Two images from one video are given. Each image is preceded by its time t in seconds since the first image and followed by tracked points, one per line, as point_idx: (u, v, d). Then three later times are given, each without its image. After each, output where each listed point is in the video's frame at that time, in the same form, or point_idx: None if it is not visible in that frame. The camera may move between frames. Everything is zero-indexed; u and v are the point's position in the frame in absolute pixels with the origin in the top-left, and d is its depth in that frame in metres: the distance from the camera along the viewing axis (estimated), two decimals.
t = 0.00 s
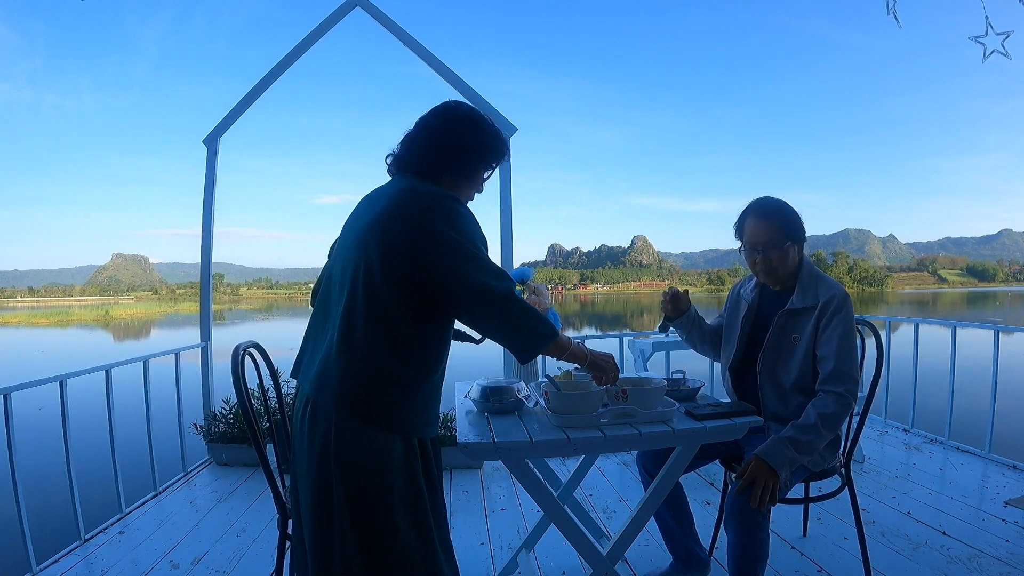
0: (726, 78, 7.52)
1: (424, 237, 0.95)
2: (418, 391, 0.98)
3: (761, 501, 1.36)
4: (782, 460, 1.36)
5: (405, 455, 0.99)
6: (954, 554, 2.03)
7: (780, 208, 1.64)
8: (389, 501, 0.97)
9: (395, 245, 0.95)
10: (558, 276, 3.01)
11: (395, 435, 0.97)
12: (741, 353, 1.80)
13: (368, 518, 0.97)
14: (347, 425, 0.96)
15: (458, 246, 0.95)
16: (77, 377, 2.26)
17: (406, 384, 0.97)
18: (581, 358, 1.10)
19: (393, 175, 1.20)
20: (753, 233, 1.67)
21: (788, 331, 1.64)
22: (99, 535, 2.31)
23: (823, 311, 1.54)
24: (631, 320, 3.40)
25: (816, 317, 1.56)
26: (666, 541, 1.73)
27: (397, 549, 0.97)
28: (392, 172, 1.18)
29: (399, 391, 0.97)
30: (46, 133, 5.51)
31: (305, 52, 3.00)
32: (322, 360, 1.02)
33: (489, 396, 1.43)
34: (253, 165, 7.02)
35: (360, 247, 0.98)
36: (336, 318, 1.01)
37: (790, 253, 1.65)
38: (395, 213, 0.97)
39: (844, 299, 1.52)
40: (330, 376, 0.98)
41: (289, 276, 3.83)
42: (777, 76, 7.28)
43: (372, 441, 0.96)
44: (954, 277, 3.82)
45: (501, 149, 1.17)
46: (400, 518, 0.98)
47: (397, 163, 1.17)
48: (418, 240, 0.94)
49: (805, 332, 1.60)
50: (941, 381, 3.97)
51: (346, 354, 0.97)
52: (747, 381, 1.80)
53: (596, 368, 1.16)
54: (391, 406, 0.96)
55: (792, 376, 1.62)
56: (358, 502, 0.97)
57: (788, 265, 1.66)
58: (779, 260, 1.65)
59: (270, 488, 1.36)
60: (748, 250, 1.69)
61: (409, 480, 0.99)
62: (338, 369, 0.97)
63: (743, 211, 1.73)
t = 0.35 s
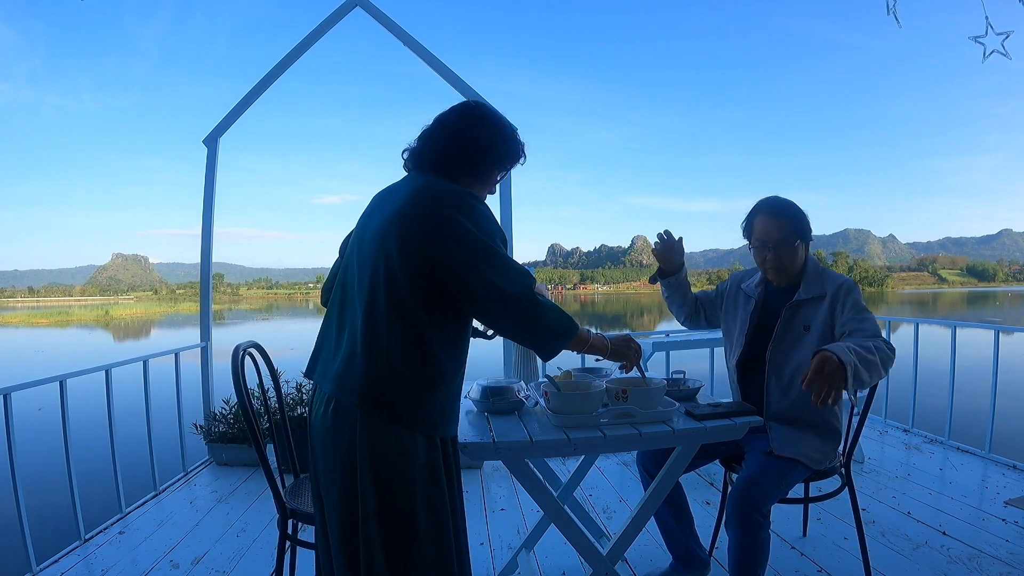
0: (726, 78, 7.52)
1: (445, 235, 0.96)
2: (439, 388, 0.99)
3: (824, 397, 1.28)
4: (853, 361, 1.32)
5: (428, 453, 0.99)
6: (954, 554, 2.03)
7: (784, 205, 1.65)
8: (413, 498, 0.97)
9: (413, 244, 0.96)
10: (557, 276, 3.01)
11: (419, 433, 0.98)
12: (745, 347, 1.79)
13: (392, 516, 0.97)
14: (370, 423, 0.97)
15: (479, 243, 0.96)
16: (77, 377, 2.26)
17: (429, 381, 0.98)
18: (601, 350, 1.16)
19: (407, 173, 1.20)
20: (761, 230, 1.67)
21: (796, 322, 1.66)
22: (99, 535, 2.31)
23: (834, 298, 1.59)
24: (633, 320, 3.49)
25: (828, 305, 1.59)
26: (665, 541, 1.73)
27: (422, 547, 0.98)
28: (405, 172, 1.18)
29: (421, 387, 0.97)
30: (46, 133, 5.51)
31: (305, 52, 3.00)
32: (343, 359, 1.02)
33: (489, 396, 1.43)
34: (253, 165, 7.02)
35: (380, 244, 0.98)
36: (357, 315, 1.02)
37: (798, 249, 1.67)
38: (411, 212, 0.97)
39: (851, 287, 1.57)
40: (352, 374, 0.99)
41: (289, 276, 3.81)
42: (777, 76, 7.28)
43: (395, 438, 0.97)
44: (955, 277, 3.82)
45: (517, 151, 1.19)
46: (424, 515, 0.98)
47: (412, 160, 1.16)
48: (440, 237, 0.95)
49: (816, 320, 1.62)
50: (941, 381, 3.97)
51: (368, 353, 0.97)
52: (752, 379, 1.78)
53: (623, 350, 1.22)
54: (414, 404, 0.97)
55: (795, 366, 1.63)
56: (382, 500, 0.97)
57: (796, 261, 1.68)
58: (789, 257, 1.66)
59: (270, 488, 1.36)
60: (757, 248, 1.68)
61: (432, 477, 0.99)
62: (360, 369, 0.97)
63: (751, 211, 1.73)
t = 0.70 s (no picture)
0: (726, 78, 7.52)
1: (453, 234, 0.95)
2: (446, 389, 0.99)
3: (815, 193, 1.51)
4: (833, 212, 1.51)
5: (435, 453, 0.99)
6: (954, 554, 2.03)
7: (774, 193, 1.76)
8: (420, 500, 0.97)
9: (421, 243, 0.96)
10: (558, 275, 2.98)
11: (427, 433, 0.98)
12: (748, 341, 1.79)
13: (399, 517, 0.97)
14: (378, 423, 0.97)
15: (488, 241, 0.96)
16: (77, 377, 2.27)
17: (437, 381, 0.98)
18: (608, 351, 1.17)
19: (416, 171, 1.21)
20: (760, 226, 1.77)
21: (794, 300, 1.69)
22: (99, 535, 2.31)
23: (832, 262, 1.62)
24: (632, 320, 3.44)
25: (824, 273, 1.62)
26: (665, 541, 1.73)
27: (429, 547, 0.98)
28: (413, 173, 1.19)
29: (430, 387, 0.97)
30: (46, 133, 5.52)
31: (305, 52, 3.00)
32: (351, 358, 1.03)
33: (490, 396, 1.43)
34: (253, 165, 7.02)
35: (388, 244, 0.99)
36: (365, 316, 1.02)
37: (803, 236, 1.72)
38: (418, 212, 0.98)
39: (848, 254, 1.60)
40: (360, 373, 0.99)
41: (289, 276, 3.81)
42: (777, 76, 7.29)
43: (402, 438, 0.97)
44: (954, 277, 3.80)
45: (524, 153, 1.18)
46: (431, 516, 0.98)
47: (420, 159, 1.18)
48: (449, 236, 0.95)
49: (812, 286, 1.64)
50: (941, 381, 3.98)
51: (376, 351, 0.98)
52: (755, 375, 1.77)
53: (626, 348, 1.22)
54: (421, 404, 0.96)
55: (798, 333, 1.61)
56: (390, 501, 0.97)
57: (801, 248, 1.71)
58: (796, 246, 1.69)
59: (270, 488, 1.36)
60: (764, 242, 1.72)
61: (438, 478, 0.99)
62: (368, 369, 0.97)
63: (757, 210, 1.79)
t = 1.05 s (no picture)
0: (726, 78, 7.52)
1: (454, 235, 0.95)
2: (449, 390, 0.98)
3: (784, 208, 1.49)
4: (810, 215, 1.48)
5: (437, 454, 0.99)
6: (954, 554, 2.03)
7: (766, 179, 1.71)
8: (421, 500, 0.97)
9: (421, 243, 0.96)
10: (557, 275, 2.97)
11: (428, 434, 0.98)
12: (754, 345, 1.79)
13: (401, 518, 0.97)
14: (380, 424, 0.97)
15: (489, 241, 0.95)
16: (77, 377, 2.26)
17: (439, 382, 0.98)
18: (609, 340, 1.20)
19: (416, 171, 1.21)
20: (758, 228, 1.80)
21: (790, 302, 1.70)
22: (99, 535, 2.31)
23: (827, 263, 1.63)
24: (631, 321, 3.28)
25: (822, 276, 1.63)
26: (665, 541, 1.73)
27: (431, 547, 0.98)
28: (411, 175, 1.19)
29: (432, 388, 0.97)
30: (47, 134, 5.53)
31: (305, 52, 3.00)
32: (352, 358, 1.03)
33: (490, 396, 1.43)
34: (253, 165, 7.03)
35: (390, 244, 0.99)
36: (367, 316, 1.02)
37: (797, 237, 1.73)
38: (418, 213, 0.98)
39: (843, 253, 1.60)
40: (362, 373, 0.99)
41: (289, 276, 3.81)
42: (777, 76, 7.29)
43: (404, 439, 0.97)
44: (954, 277, 3.80)
45: (524, 152, 1.17)
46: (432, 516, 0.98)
47: (421, 160, 1.18)
48: (450, 236, 0.95)
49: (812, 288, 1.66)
50: (941, 381, 3.98)
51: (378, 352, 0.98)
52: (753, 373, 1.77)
53: (625, 332, 1.24)
54: (423, 405, 0.96)
55: (801, 337, 1.63)
56: (392, 501, 0.97)
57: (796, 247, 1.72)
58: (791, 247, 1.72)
59: (270, 488, 1.36)
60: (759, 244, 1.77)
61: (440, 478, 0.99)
62: (370, 369, 0.97)
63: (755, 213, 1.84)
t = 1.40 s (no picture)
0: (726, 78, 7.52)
1: (456, 235, 0.95)
2: (450, 390, 0.98)
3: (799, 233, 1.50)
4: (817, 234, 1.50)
5: (438, 454, 0.99)
6: (954, 554, 2.03)
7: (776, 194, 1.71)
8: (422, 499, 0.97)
9: (423, 243, 0.96)
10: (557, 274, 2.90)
11: (430, 434, 0.97)
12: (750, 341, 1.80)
13: (401, 518, 0.97)
14: (381, 424, 0.97)
15: (491, 241, 0.95)
16: (77, 377, 2.26)
17: (441, 382, 0.98)
18: (611, 338, 1.19)
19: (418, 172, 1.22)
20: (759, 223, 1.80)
21: (789, 301, 1.71)
22: (99, 535, 2.31)
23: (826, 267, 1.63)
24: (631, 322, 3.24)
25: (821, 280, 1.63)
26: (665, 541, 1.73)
27: (432, 546, 0.97)
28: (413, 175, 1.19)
29: (434, 388, 0.97)
30: (47, 133, 5.53)
31: (306, 51, 3.00)
32: (353, 358, 1.03)
33: (490, 395, 1.43)
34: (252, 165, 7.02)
35: (391, 244, 0.99)
36: (368, 315, 1.02)
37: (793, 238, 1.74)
38: (420, 213, 0.98)
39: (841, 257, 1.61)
40: (364, 374, 0.99)
41: (289, 276, 3.80)
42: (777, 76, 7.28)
43: (405, 439, 0.97)
44: (954, 277, 3.80)
45: (525, 152, 1.17)
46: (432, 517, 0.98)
47: (422, 160, 1.18)
48: (452, 236, 0.95)
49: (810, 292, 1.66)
50: (941, 381, 3.98)
51: (380, 352, 0.97)
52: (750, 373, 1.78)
53: (629, 331, 1.23)
54: (425, 404, 0.96)
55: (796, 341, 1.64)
56: (393, 501, 0.97)
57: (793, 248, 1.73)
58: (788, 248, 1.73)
59: (269, 488, 1.36)
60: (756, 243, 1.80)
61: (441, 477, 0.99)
62: (371, 370, 0.97)
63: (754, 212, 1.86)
